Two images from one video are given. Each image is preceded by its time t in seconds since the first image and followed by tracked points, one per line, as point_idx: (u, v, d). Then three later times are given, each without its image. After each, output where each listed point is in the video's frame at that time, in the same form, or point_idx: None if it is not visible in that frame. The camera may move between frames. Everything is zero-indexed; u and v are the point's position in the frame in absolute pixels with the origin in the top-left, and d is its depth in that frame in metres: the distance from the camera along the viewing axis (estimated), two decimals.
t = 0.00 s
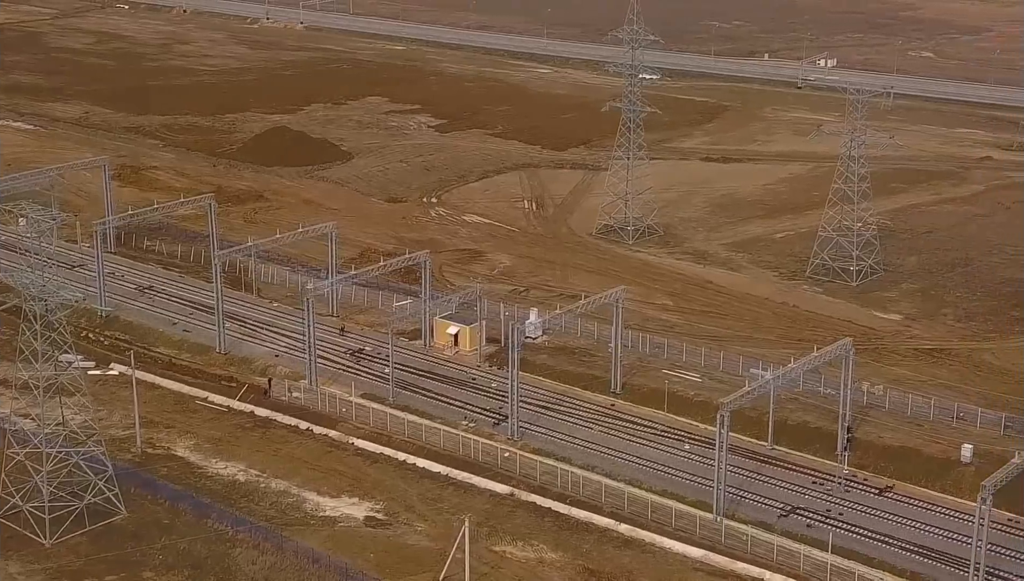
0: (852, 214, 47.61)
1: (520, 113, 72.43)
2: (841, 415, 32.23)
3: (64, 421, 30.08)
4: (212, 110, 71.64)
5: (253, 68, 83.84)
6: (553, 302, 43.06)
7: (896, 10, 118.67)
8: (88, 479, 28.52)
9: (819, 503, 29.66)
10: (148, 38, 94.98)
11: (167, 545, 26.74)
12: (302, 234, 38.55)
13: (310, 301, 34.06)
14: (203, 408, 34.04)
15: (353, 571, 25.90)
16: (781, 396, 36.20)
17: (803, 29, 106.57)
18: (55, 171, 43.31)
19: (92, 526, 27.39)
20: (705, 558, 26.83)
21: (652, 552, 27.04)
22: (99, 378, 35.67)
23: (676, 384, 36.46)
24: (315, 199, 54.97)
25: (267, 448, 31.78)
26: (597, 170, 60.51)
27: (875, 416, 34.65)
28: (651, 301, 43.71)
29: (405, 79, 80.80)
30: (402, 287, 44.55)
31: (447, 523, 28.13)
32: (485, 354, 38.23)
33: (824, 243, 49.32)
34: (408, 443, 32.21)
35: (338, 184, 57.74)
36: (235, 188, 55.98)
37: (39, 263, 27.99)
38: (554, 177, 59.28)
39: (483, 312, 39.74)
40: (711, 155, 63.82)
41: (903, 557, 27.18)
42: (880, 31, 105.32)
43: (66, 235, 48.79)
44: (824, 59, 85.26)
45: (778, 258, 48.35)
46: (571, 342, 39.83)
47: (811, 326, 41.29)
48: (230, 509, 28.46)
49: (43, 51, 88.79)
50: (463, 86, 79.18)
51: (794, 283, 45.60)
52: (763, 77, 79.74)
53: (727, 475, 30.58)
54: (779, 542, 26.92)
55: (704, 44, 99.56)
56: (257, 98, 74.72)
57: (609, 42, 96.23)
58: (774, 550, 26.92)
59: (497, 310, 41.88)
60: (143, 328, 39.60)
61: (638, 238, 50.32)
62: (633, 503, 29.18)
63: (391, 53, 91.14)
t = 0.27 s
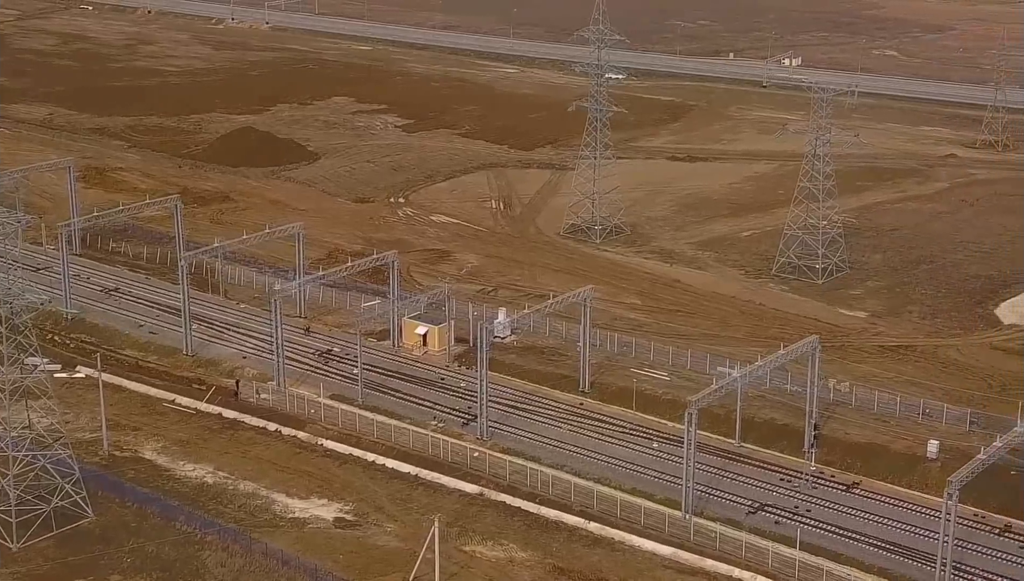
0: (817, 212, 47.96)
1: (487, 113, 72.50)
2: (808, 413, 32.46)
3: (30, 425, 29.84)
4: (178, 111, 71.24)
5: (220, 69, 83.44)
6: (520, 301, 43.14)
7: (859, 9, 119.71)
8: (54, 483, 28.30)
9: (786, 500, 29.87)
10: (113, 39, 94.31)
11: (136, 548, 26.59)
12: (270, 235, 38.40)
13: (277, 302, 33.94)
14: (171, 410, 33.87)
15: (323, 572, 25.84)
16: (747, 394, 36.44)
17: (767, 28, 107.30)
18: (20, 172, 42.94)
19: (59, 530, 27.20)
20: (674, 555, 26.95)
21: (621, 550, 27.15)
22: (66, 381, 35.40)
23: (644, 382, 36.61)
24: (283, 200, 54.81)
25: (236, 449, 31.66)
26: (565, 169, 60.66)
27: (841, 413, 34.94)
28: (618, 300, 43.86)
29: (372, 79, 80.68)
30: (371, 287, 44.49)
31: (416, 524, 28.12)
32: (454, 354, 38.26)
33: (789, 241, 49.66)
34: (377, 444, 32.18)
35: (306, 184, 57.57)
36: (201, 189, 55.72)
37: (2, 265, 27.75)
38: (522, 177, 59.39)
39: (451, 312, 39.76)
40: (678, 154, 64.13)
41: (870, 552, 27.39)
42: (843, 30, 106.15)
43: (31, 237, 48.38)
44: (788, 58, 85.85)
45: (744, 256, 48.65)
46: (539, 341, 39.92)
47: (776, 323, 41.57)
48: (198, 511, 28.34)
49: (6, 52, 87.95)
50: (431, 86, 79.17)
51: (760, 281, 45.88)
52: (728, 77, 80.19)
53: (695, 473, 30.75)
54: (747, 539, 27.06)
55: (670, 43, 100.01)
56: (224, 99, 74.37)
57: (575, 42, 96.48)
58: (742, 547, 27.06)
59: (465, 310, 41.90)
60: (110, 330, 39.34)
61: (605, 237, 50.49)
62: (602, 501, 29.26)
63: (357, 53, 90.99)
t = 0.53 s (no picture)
0: (786, 211, 48.26)
1: (457, 113, 72.46)
2: (778, 410, 32.65)
3: None
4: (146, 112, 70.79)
5: (188, 69, 82.96)
6: (491, 301, 43.15)
7: (826, 8, 120.52)
8: (24, 486, 28.06)
9: (757, 498, 30.03)
10: (79, 40, 93.58)
11: (106, 551, 26.41)
12: (240, 236, 38.20)
13: (248, 303, 33.77)
14: (141, 412, 33.64)
15: (295, 574, 25.74)
16: (718, 392, 36.63)
17: (736, 27, 107.86)
18: None
19: (29, 534, 26.98)
20: (646, 553, 27.03)
21: (594, 550, 27.19)
22: (35, 383, 35.10)
23: (615, 381, 36.72)
24: (252, 201, 54.58)
25: (207, 451, 31.49)
26: (535, 169, 60.72)
27: (811, 411, 35.18)
28: (590, 300, 43.97)
29: (341, 80, 80.47)
30: (342, 288, 44.38)
31: (389, 524, 28.06)
32: (425, 354, 38.22)
33: (758, 239, 49.94)
34: (349, 445, 32.10)
35: (276, 185, 57.36)
36: (170, 190, 55.39)
37: None
38: (492, 177, 59.40)
39: (423, 313, 39.71)
40: (647, 153, 64.36)
41: (841, 548, 27.57)
42: (810, 29, 106.81)
43: None
44: (756, 57, 86.34)
45: (714, 255, 48.89)
46: (510, 341, 39.96)
47: (746, 321, 41.81)
48: (170, 514, 28.17)
49: None
50: (401, 86, 79.04)
51: (730, 279, 46.13)
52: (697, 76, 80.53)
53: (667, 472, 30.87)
54: (719, 537, 27.16)
55: (639, 42, 100.33)
56: (192, 100, 73.95)
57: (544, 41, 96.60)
58: (714, 545, 27.15)
59: (436, 310, 41.86)
60: (78, 332, 39.04)
61: (576, 237, 50.60)
62: (574, 500, 29.31)
63: (327, 53, 90.71)
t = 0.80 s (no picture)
0: (754, 210, 48.54)
1: (427, 113, 72.40)
2: (748, 408, 32.84)
3: None
4: (114, 112, 70.33)
5: (155, 70, 82.46)
6: (462, 301, 43.16)
7: (794, 7, 121.21)
8: None
9: (728, 495, 30.20)
10: (45, 40, 92.81)
11: (76, 555, 26.23)
12: (209, 236, 37.99)
13: (217, 304, 33.62)
14: (111, 414, 33.43)
15: (267, 575, 25.64)
16: (688, 390, 36.80)
17: (704, 26, 108.34)
18: None
19: None
20: (618, 552, 27.12)
21: (566, 549, 27.25)
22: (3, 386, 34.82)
23: (586, 380, 36.84)
24: (222, 201, 54.36)
25: (177, 453, 31.34)
26: (505, 169, 60.77)
27: (781, 408, 35.41)
28: (560, 299, 44.06)
29: (311, 80, 80.24)
30: (313, 289, 44.27)
31: (361, 525, 28.02)
32: (397, 354, 38.20)
33: (728, 238, 50.21)
34: (320, 446, 32.04)
35: (245, 186, 57.14)
36: (139, 192, 55.04)
37: None
38: (462, 177, 59.41)
39: (394, 312, 39.67)
40: (616, 152, 64.55)
41: (810, 545, 27.76)
42: (778, 28, 107.40)
43: None
44: (725, 56, 86.74)
45: (683, 253, 49.13)
46: (481, 341, 39.99)
47: (716, 320, 42.04)
48: (140, 516, 28.01)
49: None
50: (370, 86, 78.90)
51: (699, 278, 46.35)
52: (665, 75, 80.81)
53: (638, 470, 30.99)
54: (691, 534, 27.25)
55: (607, 42, 100.60)
56: (160, 100, 73.52)
57: (513, 41, 96.65)
58: (686, 542, 27.25)
59: (407, 310, 41.83)
60: (47, 335, 38.76)
61: (546, 236, 50.70)
62: (546, 499, 29.36)
63: (295, 53, 90.41)
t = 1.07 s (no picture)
0: (725, 208, 48.79)
1: (399, 112, 72.29)
2: (720, 406, 33.02)
3: None
4: (83, 113, 69.82)
5: (125, 70, 81.92)
6: (435, 300, 43.15)
7: (764, 6, 121.84)
8: None
9: (701, 493, 30.35)
10: (12, 41, 92.00)
11: (48, 557, 26.05)
12: (180, 237, 37.79)
13: (189, 305, 33.45)
14: (82, 416, 33.21)
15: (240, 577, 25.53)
16: (660, 388, 36.96)
17: (675, 25, 108.76)
18: None
19: None
20: (591, 550, 27.18)
21: (540, 547, 27.29)
22: None
23: (559, 378, 36.92)
24: (193, 202, 54.10)
25: (149, 454, 31.18)
26: (477, 168, 60.77)
27: (752, 405, 35.63)
28: (533, 298, 44.13)
29: (282, 79, 79.97)
30: (285, 289, 44.14)
31: (335, 525, 27.96)
32: (369, 354, 38.15)
33: (699, 236, 50.43)
34: (293, 446, 31.96)
35: (216, 186, 56.87)
36: (108, 192, 54.70)
37: None
38: (434, 176, 59.37)
39: (366, 312, 39.61)
40: (588, 152, 64.70)
41: (782, 541, 27.94)
42: (748, 28, 107.93)
43: None
44: (695, 55, 87.12)
45: (655, 252, 49.30)
46: (455, 340, 40.00)
47: (688, 318, 42.24)
48: (112, 518, 27.84)
49: None
50: (341, 86, 78.71)
51: (672, 276, 46.54)
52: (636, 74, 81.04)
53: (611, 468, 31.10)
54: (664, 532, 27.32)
55: (578, 41, 100.75)
56: (129, 100, 73.07)
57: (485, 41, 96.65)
58: (659, 540, 27.32)
59: (380, 310, 41.78)
60: (16, 336, 38.46)
61: (519, 235, 50.76)
62: (520, 498, 29.39)
63: (266, 53, 90.06)
